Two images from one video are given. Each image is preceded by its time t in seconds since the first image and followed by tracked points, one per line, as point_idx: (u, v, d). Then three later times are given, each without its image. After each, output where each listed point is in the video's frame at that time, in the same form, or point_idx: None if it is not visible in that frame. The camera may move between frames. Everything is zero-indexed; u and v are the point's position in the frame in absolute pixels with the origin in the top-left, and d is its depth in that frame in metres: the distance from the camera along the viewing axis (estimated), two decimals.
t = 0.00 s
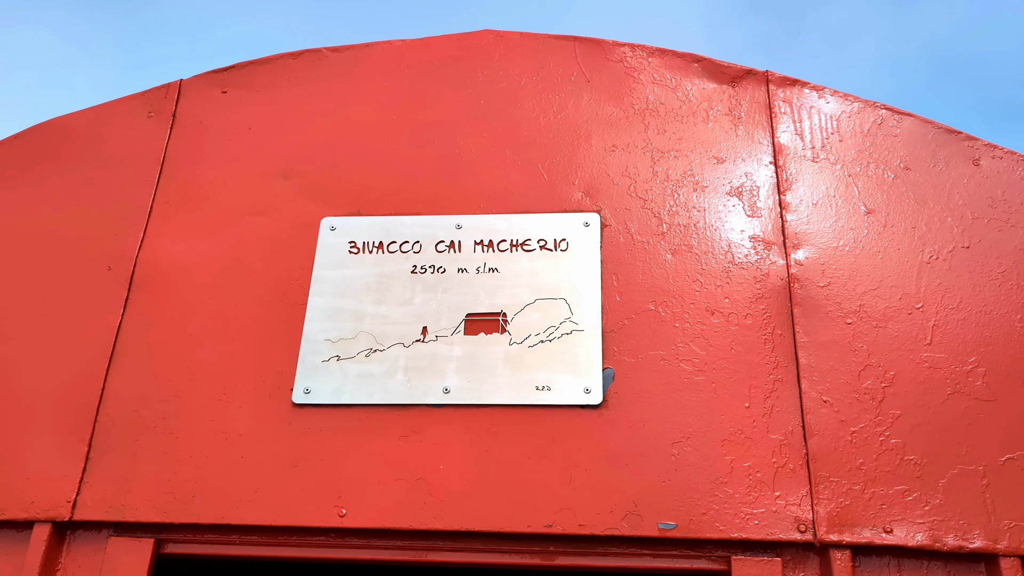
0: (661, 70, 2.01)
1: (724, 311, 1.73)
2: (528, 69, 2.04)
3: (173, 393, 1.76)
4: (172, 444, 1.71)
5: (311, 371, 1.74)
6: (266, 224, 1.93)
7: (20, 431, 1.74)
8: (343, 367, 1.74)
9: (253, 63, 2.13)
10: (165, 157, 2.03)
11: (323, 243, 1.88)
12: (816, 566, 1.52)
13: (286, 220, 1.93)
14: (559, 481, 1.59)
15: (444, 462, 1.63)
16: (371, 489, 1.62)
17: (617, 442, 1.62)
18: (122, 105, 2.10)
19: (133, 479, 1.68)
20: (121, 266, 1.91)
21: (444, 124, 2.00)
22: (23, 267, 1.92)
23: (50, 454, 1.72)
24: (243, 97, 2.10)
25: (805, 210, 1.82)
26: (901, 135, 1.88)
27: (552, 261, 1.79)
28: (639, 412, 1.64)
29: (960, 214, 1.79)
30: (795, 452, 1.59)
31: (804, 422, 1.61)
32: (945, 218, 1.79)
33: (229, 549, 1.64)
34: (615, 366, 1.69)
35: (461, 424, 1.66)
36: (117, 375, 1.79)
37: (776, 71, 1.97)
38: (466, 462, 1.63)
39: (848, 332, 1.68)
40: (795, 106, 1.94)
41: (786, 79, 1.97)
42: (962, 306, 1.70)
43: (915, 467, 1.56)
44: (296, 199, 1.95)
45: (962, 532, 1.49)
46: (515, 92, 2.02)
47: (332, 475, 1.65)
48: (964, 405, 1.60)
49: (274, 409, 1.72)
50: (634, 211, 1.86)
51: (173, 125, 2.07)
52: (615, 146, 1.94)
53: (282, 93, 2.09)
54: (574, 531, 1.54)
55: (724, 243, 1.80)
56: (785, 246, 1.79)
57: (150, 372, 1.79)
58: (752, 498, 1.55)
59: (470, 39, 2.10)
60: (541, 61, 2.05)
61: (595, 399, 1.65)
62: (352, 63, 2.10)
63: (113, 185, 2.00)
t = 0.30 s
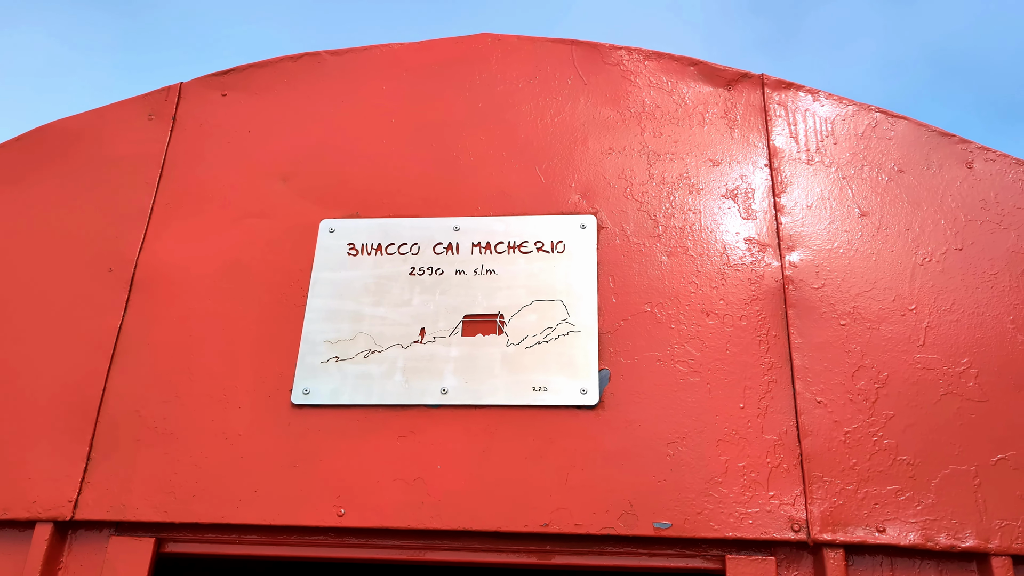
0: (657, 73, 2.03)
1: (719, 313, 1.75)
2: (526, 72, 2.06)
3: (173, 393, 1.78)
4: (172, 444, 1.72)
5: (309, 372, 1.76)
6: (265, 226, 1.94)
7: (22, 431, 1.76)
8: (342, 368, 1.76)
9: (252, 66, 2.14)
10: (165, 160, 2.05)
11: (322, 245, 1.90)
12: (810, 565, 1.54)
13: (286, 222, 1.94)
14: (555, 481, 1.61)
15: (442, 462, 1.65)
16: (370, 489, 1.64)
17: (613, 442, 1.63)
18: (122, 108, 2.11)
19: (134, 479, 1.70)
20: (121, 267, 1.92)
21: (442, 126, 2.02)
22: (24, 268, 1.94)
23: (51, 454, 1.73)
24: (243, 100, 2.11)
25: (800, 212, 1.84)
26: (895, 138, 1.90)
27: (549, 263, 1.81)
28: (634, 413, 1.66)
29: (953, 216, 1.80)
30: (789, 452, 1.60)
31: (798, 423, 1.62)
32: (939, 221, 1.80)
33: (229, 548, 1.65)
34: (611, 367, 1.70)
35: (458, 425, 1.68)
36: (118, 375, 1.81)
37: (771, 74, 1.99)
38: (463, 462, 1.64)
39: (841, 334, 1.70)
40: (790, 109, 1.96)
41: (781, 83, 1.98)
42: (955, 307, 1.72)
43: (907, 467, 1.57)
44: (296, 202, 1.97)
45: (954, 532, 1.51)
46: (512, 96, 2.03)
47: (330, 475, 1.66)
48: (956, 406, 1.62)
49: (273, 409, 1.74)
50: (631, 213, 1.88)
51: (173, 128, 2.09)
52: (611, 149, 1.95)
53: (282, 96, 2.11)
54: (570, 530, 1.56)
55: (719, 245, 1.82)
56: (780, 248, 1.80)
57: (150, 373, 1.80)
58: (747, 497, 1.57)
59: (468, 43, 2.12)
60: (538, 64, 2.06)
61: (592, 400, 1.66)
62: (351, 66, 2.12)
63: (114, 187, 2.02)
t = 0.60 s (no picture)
0: (654, 77, 2.05)
1: (715, 314, 1.77)
2: (524, 76, 2.08)
3: (175, 394, 1.80)
4: (175, 444, 1.75)
5: (310, 373, 1.78)
6: (266, 228, 1.96)
7: (27, 431, 1.78)
8: (342, 369, 1.78)
9: (254, 70, 2.17)
10: (168, 163, 2.07)
11: (323, 247, 1.92)
12: (804, 563, 1.56)
13: (287, 224, 1.97)
14: (553, 480, 1.63)
15: (441, 462, 1.67)
16: (370, 488, 1.66)
17: (610, 442, 1.66)
18: (125, 111, 2.13)
19: (137, 478, 1.72)
20: (124, 269, 1.95)
21: (441, 129, 2.04)
22: (28, 270, 1.96)
23: (56, 453, 1.76)
24: (244, 103, 2.13)
25: (795, 214, 1.86)
26: (889, 141, 1.92)
27: (547, 265, 1.83)
28: (631, 413, 1.68)
29: (946, 218, 1.83)
30: (783, 452, 1.63)
31: (793, 423, 1.65)
32: (932, 223, 1.83)
33: (232, 547, 1.68)
34: (608, 368, 1.73)
35: (457, 424, 1.70)
36: (121, 376, 1.83)
37: (767, 78, 2.01)
38: (462, 461, 1.67)
39: (836, 335, 1.72)
40: (785, 113, 1.98)
41: (776, 86, 2.01)
42: (948, 309, 1.74)
43: (900, 466, 1.60)
44: (297, 204, 1.99)
45: (946, 530, 1.53)
46: (511, 99, 2.06)
47: (331, 474, 1.68)
48: (949, 406, 1.64)
49: (274, 409, 1.76)
50: (628, 215, 1.90)
51: (175, 131, 2.11)
52: (609, 152, 1.97)
53: (283, 99, 2.13)
54: (568, 528, 1.58)
55: (715, 247, 1.84)
56: (775, 250, 1.82)
57: (153, 373, 1.83)
58: (742, 496, 1.59)
59: (467, 47, 2.14)
60: (537, 68, 2.09)
61: (589, 401, 1.69)
62: (352, 70, 2.14)
63: (117, 190, 2.04)
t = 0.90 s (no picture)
0: (652, 81, 2.07)
1: (712, 316, 1.79)
2: (524, 80, 2.10)
3: (179, 394, 1.82)
4: (179, 444, 1.77)
5: (313, 374, 1.81)
6: (269, 231, 1.99)
7: (32, 431, 1.81)
8: (344, 370, 1.80)
9: (257, 74, 2.19)
10: (171, 166, 2.09)
11: (325, 249, 1.94)
12: (800, 562, 1.58)
13: (289, 227, 1.99)
14: (552, 479, 1.65)
15: (441, 461, 1.70)
16: (372, 487, 1.69)
17: (608, 442, 1.68)
18: (130, 115, 2.16)
19: (142, 477, 1.74)
20: (129, 271, 1.97)
21: (442, 133, 2.07)
22: (34, 272, 1.98)
23: (61, 453, 1.78)
24: (247, 107, 2.16)
25: (792, 217, 1.88)
26: (884, 145, 1.94)
27: (546, 267, 1.86)
28: (629, 413, 1.70)
29: (940, 221, 1.85)
30: (779, 451, 1.65)
31: (789, 423, 1.67)
32: (926, 226, 1.85)
33: (235, 545, 1.70)
34: (607, 369, 1.75)
35: (458, 425, 1.72)
36: (126, 377, 1.85)
37: (763, 82, 2.04)
38: (462, 461, 1.69)
39: (831, 336, 1.75)
40: (782, 117, 2.00)
41: (773, 90, 2.03)
42: (942, 310, 1.76)
43: (895, 466, 1.62)
44: (299, 207, 2.01)
45: (940, 529, 1.56)
46: (511, 103, 2.08)
47: (334, 474, 1.71)
48: (942, 407, 1.66)
49: (277, 410, 1.79)
50: (626, 218, 1.92)
51: (179, 134, 2.13)
52: (608, 155, 2.00)
53: (285, 103, 2.15)
54: (566, 527, 1.61)
55: (713, 250, 1.86)
56: (772, 253, 1.85)
57: (158, 374, 1.85)
58: (738, 495, 1.61)
59: (467, 51, 2.16)
60: (536, 72, 2.11)
61: (588, 401, 1.71)
62: (353, 74, 2.16)
63: (121, 192, 2.07)
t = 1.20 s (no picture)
0: (657, 85, 2.10)
1: (716, 318, 1.81)
2: (530, 84, 2.13)
3: (191, 396, 1.85)
4: (191, 445, 1.80)
5: (322, 375, 1.83)
6: (278, 234, 2.02)
7: (47, 432, 1.84)
8: (353, 371, 1.83)
9: (266, 79, 2.22)
10: (182, 170, 2.12)
11: (334, 252, 1.97)
12: (803, 561, 1.60)
13: (298, 230, 2.02)
14: (558, 479, 1.68)
15: (449, 462, 1.72)
16: (380, 487, 1.71)
17: (614, 442, 1.70)
18: (141, 120, 2.19)
19: (154, 478, 1.77)
20: (141, 274, 2.00)
21: (449, 137, 2.09)
22: (47, 275, 2.01)
23: (75, 453, 1.81)
24: (256, 112, 2.18)
25: (794, 220, 1.91)
26: (886, 149, 1.96)
27: (552, 270, 1.88)
28: (634, 414, 1.73)
29: (941, 224, 1.87)
30: (782, 452, 1.67)
31: (792, 424, 1.69)
32: (928, 229, 1.87)
33: (246, 544, 1.73)
34: (612, 371, 1.77)
35: (465, 426, 1.75)
36: (138, 378, 1.88)
37: (766, 87, 2.06)
38: (470, 461, 1.72)
39: (833, 338, 1.77)
40: (784, 121, 2.03)
41: (776, 95, 2.05)
42: (943, 312, 1.78)
43: (896, 466, 1.64)
44: (308, 210, 2.04)
45: (940, 528, 1.58)
46: (517, 107, 2.10)
47: (343, 474, 1.73)
48: (943, 408, 1.69)
49: (287, 411, 1.81)
50: (631, 221, 1.94)
51: (189, 139, 2.16)
52: (612, 159, 2.02)
53: (294, 108, 2.18)
54: (572, 526, 1.63)
55: (717, 252, 1.89)
56: (775, 255, 1.87)
57: (169, 375, 1.88)
58: (742, 495, 1.64)
59: (474, 56, 2.19)
60: (542, 77, 2.13)
61: (593, 402, 1.73)
62: (361, 80, 2.19)
63: (133, 196, 2.10)
